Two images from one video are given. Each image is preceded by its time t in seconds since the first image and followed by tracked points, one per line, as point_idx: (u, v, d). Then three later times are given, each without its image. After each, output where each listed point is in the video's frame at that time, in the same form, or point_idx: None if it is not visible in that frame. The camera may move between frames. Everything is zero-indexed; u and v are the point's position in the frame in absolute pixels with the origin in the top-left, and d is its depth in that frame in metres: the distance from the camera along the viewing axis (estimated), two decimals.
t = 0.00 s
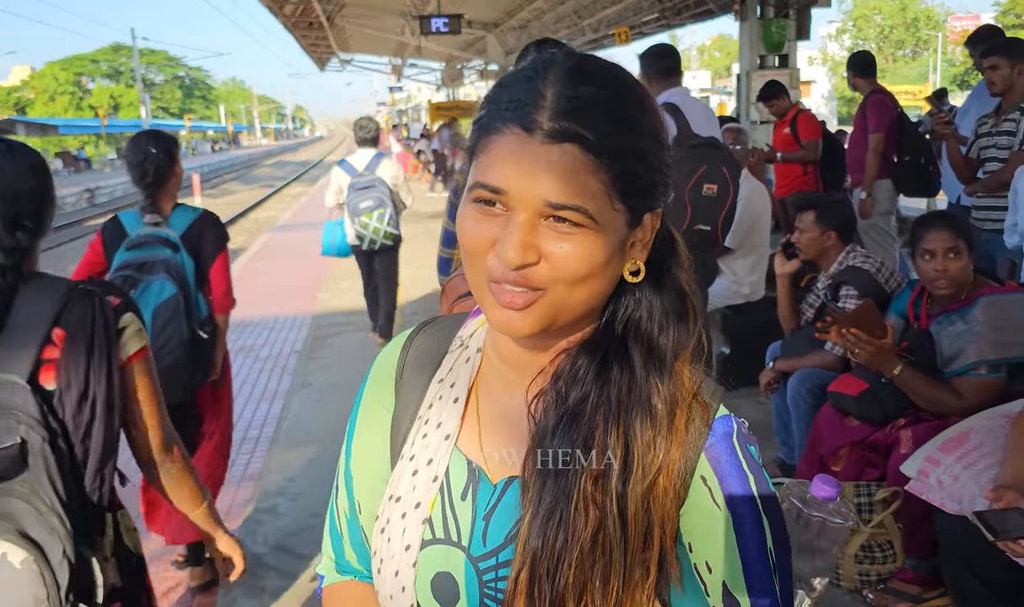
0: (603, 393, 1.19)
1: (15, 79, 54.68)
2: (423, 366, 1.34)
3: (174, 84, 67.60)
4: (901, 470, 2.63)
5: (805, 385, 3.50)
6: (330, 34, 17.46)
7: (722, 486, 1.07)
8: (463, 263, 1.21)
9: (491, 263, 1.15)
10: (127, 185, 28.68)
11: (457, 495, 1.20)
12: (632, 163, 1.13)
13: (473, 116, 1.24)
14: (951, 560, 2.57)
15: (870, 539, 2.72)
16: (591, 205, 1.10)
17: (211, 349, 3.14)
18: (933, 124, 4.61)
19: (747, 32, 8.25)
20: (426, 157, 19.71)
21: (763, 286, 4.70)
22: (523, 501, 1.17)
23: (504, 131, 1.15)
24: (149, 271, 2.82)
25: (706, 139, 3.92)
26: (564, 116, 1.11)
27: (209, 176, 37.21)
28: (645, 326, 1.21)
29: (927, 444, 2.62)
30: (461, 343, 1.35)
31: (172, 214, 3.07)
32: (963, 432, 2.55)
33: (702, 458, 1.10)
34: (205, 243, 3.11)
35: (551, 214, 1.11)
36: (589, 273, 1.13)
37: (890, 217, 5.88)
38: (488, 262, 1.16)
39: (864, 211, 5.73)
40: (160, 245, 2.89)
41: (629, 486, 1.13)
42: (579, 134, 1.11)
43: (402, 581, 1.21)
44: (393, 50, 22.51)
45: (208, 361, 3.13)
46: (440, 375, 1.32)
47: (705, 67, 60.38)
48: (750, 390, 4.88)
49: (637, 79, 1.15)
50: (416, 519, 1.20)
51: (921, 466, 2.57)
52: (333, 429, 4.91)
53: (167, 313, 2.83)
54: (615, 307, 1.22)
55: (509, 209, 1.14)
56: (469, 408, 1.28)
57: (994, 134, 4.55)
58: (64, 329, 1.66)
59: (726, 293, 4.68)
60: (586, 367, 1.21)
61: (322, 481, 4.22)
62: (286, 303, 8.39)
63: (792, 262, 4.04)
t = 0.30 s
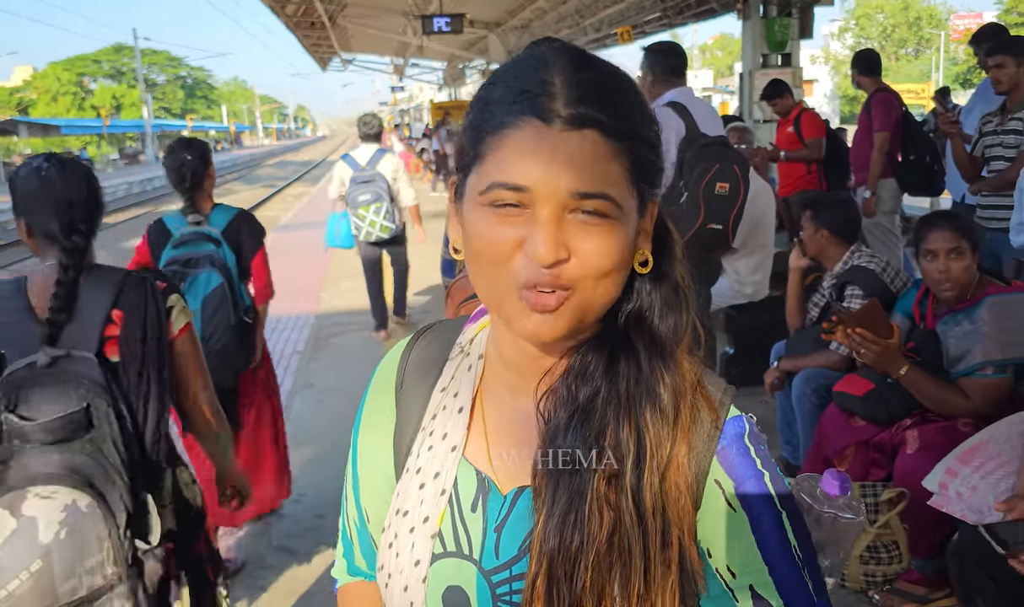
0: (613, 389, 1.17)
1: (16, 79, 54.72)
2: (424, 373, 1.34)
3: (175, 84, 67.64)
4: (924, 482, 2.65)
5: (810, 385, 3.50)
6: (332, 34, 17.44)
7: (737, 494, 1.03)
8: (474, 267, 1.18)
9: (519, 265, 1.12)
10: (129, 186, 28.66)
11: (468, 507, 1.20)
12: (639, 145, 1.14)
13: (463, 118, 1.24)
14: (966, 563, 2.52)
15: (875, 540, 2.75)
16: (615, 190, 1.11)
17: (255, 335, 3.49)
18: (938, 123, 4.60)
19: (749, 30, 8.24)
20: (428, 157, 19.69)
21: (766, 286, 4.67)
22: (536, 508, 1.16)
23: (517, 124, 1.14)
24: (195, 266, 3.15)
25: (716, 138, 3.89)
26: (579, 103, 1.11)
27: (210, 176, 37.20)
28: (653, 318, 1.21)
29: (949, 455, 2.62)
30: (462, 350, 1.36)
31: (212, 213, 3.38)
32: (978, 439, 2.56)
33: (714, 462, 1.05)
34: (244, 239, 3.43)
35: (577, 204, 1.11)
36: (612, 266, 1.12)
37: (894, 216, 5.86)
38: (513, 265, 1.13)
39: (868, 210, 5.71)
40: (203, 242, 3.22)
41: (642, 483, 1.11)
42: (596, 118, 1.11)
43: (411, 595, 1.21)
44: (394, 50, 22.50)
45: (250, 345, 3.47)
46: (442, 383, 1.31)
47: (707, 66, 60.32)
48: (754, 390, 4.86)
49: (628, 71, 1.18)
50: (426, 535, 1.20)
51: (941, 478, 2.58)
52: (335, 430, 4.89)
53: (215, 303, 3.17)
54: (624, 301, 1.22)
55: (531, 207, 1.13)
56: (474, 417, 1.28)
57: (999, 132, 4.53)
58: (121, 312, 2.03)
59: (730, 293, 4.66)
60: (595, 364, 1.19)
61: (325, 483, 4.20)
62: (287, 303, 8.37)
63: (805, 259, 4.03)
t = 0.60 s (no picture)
0: (627, 398, 1.17)
1: (19, 79, 54.88)
2: (431, 381, 1.33)
3: (176, 84, 67.68)
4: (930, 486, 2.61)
5: (813, 385, 3.49)
6: (333, 33, 17.43)
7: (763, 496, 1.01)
8: (483, 277, 1.18)
9: (527, 277, 1.12)
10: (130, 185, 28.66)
11: (480, 517, 1.20)
12: (654, 157, 1.13)
13: (469, 126, 1.23)
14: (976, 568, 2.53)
15: (879, 543, 2.71)
16: (628, 206, 1.10)
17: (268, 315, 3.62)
18: (941, 123, 4.60)
19: (751, 30, 8.23)
20: (429, 156, 19.67)
21: (767, 286, 4.65)
22: (551, 519, 1.15)
23: (528, 135, 1.13)
24: (218, 246, 3.34)
25: (718, 136, 3.88)
26: (593, 115, 1.10)
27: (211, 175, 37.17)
28: (665, 325, 1.21)
29: (954, 459, 2.60)
30: (468, 359, 1.35)
31: (238, 197, 3.60)
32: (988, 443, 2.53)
33: (734, 463, 1.05)
34: (266, 224, 3.63)
35: (588, 218, 1.10)
36: (624, 280, 1.12)
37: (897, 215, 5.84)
38: (523, 277, 1.13)
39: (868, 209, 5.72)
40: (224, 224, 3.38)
41: (659, 491, 1.10)
42: (610, 132, 1.11)
43: None
44: (395, 49, 22.47)
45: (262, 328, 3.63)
46: (450, 393, 1.31)
47: (708, 65, 60.25)
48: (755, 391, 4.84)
49: (644, 78, 1.16)
50: (439, 548, 1.19)
51: (947, 478, 2.56)
52: (335, 430, 4.87)
53: (234, 280, 3.34)
54: (635, 308, 1.22)
55: (542, 219, 1.12)
56: (483, 427, 1.28)
57: (1002, 133, 4.53)
58: (156, 275, 2.02)
59: (731, 293, 4.65)
60: (609, 372, 1.19)
61: (326, 483, 4.19)
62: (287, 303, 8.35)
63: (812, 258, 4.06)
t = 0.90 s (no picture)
0: (647, 379, 1.15)
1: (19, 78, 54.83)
2: (435, 395, 1.35)
3: (175, 83, 67.64)
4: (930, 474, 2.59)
5: (814, 385, 3.50)
6: (332, 32, 17.42)
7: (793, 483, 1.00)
8: (489, 266, 1.18)
9: (536, 257, 1.12)
10: (129, 183, 28.64)
11: (502, 522, 1.19)
12: (658, 137, 1.14)
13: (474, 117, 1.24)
14: (976, 560, 2.54)
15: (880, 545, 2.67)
16: (637, 174, 1.11)
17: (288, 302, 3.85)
18: (941, 123, 4.60)
19: (751, 29, 8.22)
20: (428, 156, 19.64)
21: (768, 286, 4.64)
22: (576, 514, 1.15)
23: (535, 114, 1.13)
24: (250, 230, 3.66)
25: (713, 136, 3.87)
26: (600, 93, 1.10)
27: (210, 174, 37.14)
28: (680, 307, 1.21)
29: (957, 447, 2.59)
30: (476, 365, 1.37)
31: (268, 197, 4.05)
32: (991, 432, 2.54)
33: (760, 438, 1.03)
34: (292, 221, 4.05)
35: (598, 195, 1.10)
36: (633, 256, 1.11)
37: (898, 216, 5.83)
38: (530, 256, 1.13)
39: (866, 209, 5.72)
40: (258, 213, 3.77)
41: (690, 473, 1.08)
42: (617, 110, 1.11)
43: None
44: (394, 48, 22.44)
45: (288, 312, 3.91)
46: (460, 401, 1.32)
47: (708, 65, 60.21)
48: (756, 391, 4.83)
49: (646, 66, 1.18)
50: (461, 561, 1.18)
51: (948, 463, 2.54)
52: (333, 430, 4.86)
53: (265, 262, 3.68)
54: (644, 293, 1.23)
55: (549, 197, 1.12)
56: (498, 432, 1.28)
57: (1003, 134, 4.52)
58: (230, 261, 2.30)
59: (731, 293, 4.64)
60: (623, 357, 1.19)
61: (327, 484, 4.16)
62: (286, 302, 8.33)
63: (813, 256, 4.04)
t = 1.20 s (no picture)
0: (625, 378, 1.14)
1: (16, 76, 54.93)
2: (433, 397, 1.38)
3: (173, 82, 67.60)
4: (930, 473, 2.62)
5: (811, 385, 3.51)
6: (329, 32, 17.44)
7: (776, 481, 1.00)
8: (488, 270, 1.18)
9: (533, 267, 1.12)
10: (126, 183, 28.64)
11: (490, 523, 1.20)
12: (669, 165, 1.14)
13: (489, 115, 1.25)
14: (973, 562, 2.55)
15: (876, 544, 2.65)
16: (642, 206, 1.10)
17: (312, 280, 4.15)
18: (935, 124, 4.61)
19: (749, 29, 8.23)
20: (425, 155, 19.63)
21: (764, 286, 4.64)
22: (556, 516, 1.14)
23: (557, 127, 1.12)
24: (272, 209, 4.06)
25: (706, 137, 3.89)
26: (622, 117, 1.10)
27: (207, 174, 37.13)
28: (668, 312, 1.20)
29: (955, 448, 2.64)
30: (469, 369, 1.38)
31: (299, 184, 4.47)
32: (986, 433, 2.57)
33: (737, 432, 1.03)
34: (321, 207, 4.49)
35: (603, 216, 1.10)
36: (627, 279, 1.12)
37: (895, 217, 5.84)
38: (527, 266, 1.13)
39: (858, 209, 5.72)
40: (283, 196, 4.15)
41: (663, 472, 1.06)
42: (635, 134, 1.10)
43: None
44: (392, 48, 22.44)
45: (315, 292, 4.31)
46: (451, 404, 1.33)
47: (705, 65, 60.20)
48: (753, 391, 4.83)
49: (670, 93, 1.19)
50: (450, 560, 1.19)
51: (946, 459, 2.58)
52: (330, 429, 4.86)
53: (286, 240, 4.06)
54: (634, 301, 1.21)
55: (556, 211, 1.11)
56: (488, 434, 1.28)
57: (996, 135, 4.53)
58: (282, 237, 2.70)
59: (727, 293, 4.65)
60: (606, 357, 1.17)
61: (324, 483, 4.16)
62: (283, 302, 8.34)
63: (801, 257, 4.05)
